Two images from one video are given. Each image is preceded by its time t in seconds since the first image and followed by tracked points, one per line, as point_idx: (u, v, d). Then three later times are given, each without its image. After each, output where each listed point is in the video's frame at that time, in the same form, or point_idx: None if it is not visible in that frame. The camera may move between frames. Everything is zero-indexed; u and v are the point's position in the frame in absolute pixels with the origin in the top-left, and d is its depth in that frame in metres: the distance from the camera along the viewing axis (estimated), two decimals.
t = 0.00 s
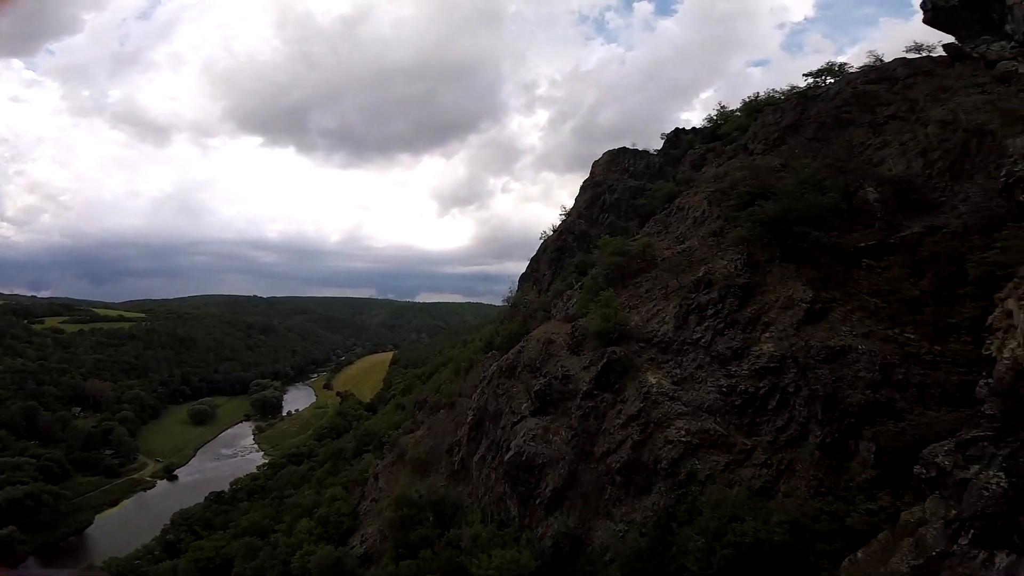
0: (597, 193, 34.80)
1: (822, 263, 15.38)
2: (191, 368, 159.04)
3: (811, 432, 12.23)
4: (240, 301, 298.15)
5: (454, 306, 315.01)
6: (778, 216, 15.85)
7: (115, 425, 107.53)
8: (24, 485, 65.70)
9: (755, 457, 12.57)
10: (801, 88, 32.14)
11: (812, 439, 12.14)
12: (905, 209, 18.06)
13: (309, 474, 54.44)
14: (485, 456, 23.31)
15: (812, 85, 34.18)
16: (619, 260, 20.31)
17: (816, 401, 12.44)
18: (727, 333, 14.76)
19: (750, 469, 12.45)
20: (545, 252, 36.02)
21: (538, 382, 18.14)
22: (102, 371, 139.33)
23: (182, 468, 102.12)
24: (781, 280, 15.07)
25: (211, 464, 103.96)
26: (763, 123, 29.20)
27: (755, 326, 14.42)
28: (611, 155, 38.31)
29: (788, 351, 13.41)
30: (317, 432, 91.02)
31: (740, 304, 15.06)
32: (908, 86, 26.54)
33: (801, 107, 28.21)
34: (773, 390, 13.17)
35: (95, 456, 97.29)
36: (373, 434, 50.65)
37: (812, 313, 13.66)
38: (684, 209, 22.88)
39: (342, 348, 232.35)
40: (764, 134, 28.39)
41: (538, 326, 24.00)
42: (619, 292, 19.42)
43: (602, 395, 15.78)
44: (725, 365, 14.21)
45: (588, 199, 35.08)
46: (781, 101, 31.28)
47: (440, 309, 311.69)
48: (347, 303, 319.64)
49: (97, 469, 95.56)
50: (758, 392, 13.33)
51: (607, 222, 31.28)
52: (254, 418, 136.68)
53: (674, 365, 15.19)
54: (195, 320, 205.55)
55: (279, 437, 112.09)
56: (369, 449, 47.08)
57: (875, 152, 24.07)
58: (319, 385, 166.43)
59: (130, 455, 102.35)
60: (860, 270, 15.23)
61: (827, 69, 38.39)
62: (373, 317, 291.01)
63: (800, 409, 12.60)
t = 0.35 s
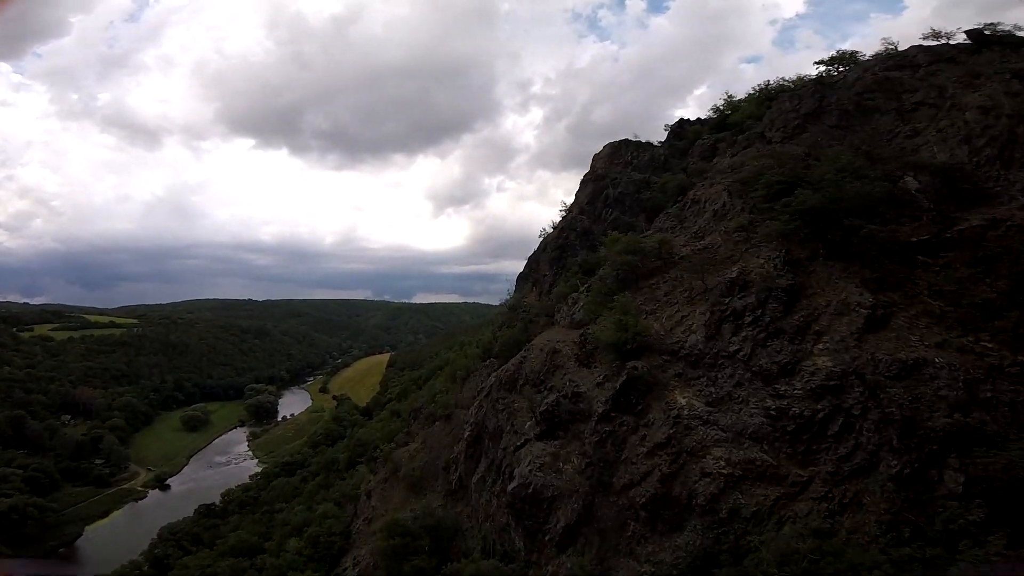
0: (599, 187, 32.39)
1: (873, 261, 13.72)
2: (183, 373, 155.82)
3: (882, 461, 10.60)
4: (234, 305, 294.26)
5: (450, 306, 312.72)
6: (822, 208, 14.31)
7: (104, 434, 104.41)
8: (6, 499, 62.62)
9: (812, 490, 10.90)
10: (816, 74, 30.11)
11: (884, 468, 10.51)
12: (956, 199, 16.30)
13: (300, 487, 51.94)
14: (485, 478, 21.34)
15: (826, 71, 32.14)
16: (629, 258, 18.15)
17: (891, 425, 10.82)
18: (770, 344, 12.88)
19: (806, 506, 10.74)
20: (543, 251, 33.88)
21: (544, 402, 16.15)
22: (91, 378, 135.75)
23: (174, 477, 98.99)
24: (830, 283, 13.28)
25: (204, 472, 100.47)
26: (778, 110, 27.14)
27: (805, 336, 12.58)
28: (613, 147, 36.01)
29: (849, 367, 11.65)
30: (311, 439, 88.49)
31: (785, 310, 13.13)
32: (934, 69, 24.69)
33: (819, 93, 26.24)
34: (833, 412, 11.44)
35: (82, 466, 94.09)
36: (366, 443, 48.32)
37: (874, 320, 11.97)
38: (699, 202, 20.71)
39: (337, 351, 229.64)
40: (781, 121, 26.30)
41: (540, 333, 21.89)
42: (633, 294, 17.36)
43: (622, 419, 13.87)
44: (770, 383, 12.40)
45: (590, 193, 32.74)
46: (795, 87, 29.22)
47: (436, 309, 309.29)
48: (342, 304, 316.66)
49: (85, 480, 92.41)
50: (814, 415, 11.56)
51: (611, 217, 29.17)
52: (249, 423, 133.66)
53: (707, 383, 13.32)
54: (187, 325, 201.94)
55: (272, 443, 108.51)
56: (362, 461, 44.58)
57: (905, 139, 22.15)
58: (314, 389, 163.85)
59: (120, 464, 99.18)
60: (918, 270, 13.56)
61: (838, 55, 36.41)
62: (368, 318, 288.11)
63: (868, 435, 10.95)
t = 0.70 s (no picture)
0: (607, 182, 30.01)
1: (947, 266, 11.79)
2: (178, 375, 153.13)
3: (982, 505, 8.79)
4: (230, 305, 291.27)
5: (449, 306, 310.30)
6: (892, 202, 12.25)
7: (94, 438, 101.53)
8: None
9: (888, 536, 9.00)
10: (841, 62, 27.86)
11: (982, 512, 8.75)
12: None
13: (292, 498, 49.57)
14: (485, 504, 19.22)
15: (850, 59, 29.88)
16: (649, 260, 15.92)
17: (995, 462, 9.00)
18: (833, 366, 10.83)
19: (881, 556, 8.81)
20: (545, 250, 31.63)
21: (555, 430, 14.07)
22: (83, 380, 132.97)
23: (166, 482, 96.37)
24: (900, 293, 11.33)
25: (197, 477, 97.92)
26: (804, 98, 24.81)
27: (879, 356, 10.57)
28: (620, 141, 33.70)
29: (938, 395, 9.76)
30: (306, 444, 86.06)
31: (851, 325, 11.07)
32: (976, 55, 22.53)
33: (849, 80, 23.99)
34: (921, 448, 9.51)
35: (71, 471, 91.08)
36: (360, 452, 46.02)
37: (964, 338, 10.14)
38: (724, 197, 18.41)
39: (335, 351, 227.15)
40: (808, 110, 24.01)
41: (546, 344, 19.63)
42: (654, 303, 15.19)
43: (651, 454, 11.77)
44: (837, 414, 10.38)
45: (597, 189, 30.36)
46: (820, 75, 26.93)
47: (435, 308, 306.85)
48: (340, 304, 314.01)
49: (74, 486, 89.70)
50: (896, 452, 9.60)
51: (620, 214, 26.93)
52: (244, 426, 131.15)
53: (756, 412, 11.24)
54: (182, 326, 199.06)
55: (266, 448, 105.50)
56: (354, 475, 42.01)
57: (950, 132, 19.99)
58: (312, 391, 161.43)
59: (110, 470, 96.50)
60: (1001, 277, 11.58)
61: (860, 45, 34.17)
62: (367, 319, 285.54)
63: (964, 475, 9.12)
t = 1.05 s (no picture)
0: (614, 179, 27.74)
1: None
2: (173, 379, 150.75)
3: None
4: (228, 306, 288.79)
5: (449, 306, 307.84)
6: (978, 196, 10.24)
7: (85, 444, 99.00)
8: None
9: None
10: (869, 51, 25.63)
11: None
12: None
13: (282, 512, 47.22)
14: (483, 539, 17.02)
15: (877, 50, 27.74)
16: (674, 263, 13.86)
17: None
18: (921, 397, 8.93)
19: None
20: (548, 253, 29.40)
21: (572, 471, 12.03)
22: (75, 384, 130.52)
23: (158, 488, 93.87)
24: (998, 310, 9.47)
25: (189, 483, 95.45)
26: (832, 90, 22.69)
27: (982, 387, 8.63)
28: (628, 136, 31.52)
29: None
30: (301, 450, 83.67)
31: (944, 350, 9.20)
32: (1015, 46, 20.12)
33: (882, 71, 21.90)
34: None
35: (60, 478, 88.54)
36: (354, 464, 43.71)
37: None
38: (754, 193, 16.34)
39: (334, 353, 224.63)
40: (838, 103, 21.89)
41: (553, 359, 17.61)
42: (683, 317, 13.18)
43: (691, 505, 9.74)
44: (929, 454, 8.39)
45: (604, 185, 27.97)
46: (847, 66, 24.80)
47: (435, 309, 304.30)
48: (339, 305, 311.54)
49: (63, 493, 87.13)
50: (1011, 500, 7.48)
51: (631, 214, 24.70)
52: (240, 430, 128.69)
53: (823, 453, 9.21)
54: (178, 328, 196.61)
55: (260, 454, 102.96)
56: (346, 489, 39.88)
57: (1005, 124, 17.69)
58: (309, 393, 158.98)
59: (101, 476, 93.94)
60: None
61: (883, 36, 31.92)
62: (366, 320, 283.08)
63: None
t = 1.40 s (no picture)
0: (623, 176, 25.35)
1: None
2: (167, 383, 147.74)
3: None
4: (225, 309, 285.78)
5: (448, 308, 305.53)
6: None
7: (75, 451, 96.20)
8: None
9: None
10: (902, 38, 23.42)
11: None
12: None
13: (271, 530, 44.53)
14: None
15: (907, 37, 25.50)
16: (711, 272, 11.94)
17: None
18: None
19: None
20: (551, 255, 27.05)
21: (600, 527, 9.88)
22: (68, 390, 127.52)
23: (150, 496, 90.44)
24: None
25: (182, 491, 92.35)
26: (867, 78, 20.41)
27: None
28: (636, 130, 29.25)
29: None
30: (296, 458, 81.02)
31: None
32: None
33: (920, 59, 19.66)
34: None
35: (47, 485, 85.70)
36: (346, 479, 41.15)
37: None
38: (793, 188, 14.35)
39: (332, 355, 221.90)
40: (875, 93, 19.59)
41: (559, 380, 15.55)
42: (724, 338, 11.24)
43: None
44: None
45: (612, 182, 25.64)
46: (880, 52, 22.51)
47: (434, 310, 301.82)
48: (337, 307, 308.93)
49: (52, 500, 83.36)
50: None
51: (644, 213, 22.38)
52: (235, 435, 125.87)
53: (922, 508, 7.31)
54: (174, 331, 193.59)
55: (255, 461, 100.44)
56: (338, 506, 37.51)
57: None
58: (306, 397, 156.36)
59: (91, 484, 90.58)
60: None
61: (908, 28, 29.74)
62: (365, 322, 280.47)
63: None
